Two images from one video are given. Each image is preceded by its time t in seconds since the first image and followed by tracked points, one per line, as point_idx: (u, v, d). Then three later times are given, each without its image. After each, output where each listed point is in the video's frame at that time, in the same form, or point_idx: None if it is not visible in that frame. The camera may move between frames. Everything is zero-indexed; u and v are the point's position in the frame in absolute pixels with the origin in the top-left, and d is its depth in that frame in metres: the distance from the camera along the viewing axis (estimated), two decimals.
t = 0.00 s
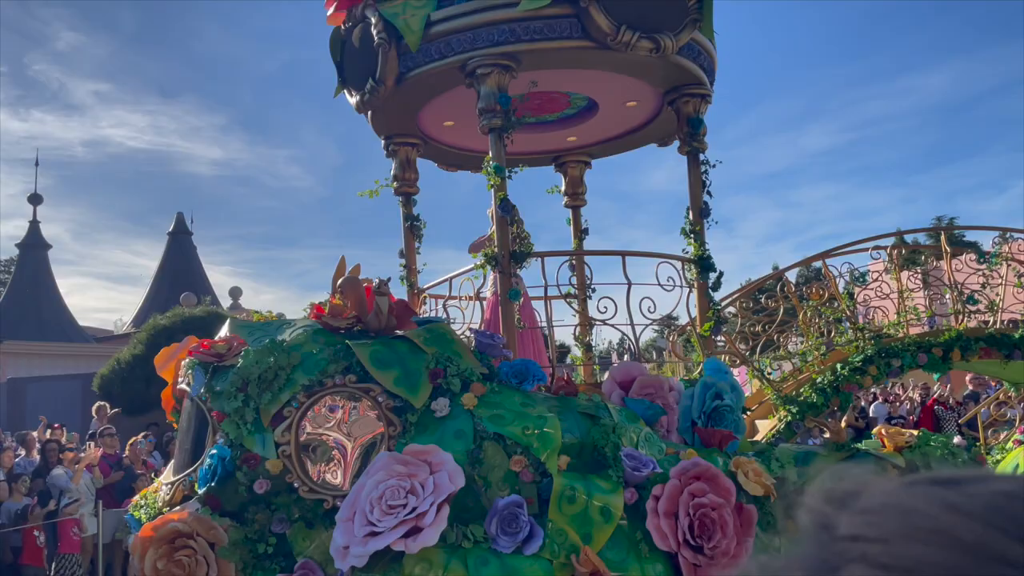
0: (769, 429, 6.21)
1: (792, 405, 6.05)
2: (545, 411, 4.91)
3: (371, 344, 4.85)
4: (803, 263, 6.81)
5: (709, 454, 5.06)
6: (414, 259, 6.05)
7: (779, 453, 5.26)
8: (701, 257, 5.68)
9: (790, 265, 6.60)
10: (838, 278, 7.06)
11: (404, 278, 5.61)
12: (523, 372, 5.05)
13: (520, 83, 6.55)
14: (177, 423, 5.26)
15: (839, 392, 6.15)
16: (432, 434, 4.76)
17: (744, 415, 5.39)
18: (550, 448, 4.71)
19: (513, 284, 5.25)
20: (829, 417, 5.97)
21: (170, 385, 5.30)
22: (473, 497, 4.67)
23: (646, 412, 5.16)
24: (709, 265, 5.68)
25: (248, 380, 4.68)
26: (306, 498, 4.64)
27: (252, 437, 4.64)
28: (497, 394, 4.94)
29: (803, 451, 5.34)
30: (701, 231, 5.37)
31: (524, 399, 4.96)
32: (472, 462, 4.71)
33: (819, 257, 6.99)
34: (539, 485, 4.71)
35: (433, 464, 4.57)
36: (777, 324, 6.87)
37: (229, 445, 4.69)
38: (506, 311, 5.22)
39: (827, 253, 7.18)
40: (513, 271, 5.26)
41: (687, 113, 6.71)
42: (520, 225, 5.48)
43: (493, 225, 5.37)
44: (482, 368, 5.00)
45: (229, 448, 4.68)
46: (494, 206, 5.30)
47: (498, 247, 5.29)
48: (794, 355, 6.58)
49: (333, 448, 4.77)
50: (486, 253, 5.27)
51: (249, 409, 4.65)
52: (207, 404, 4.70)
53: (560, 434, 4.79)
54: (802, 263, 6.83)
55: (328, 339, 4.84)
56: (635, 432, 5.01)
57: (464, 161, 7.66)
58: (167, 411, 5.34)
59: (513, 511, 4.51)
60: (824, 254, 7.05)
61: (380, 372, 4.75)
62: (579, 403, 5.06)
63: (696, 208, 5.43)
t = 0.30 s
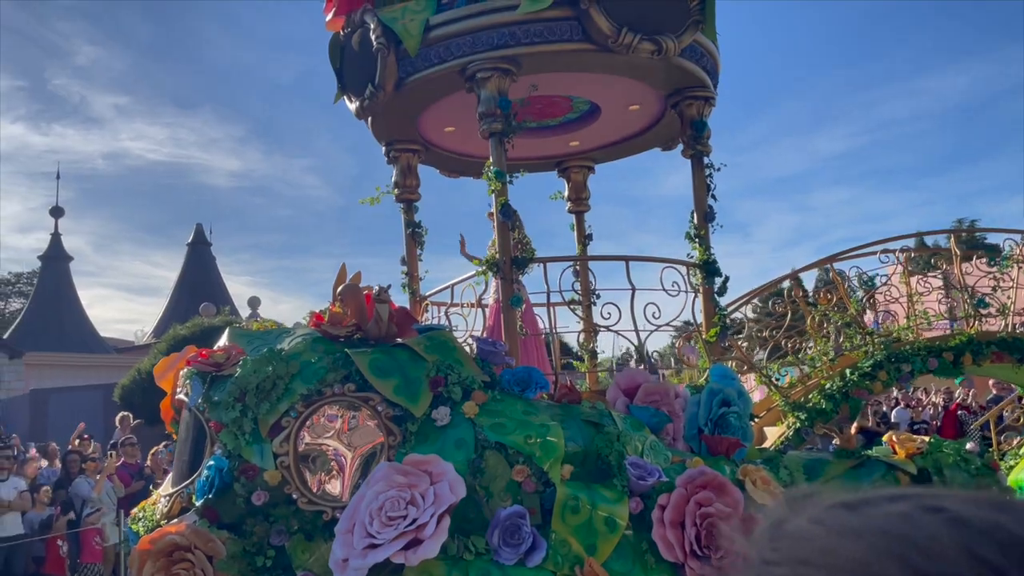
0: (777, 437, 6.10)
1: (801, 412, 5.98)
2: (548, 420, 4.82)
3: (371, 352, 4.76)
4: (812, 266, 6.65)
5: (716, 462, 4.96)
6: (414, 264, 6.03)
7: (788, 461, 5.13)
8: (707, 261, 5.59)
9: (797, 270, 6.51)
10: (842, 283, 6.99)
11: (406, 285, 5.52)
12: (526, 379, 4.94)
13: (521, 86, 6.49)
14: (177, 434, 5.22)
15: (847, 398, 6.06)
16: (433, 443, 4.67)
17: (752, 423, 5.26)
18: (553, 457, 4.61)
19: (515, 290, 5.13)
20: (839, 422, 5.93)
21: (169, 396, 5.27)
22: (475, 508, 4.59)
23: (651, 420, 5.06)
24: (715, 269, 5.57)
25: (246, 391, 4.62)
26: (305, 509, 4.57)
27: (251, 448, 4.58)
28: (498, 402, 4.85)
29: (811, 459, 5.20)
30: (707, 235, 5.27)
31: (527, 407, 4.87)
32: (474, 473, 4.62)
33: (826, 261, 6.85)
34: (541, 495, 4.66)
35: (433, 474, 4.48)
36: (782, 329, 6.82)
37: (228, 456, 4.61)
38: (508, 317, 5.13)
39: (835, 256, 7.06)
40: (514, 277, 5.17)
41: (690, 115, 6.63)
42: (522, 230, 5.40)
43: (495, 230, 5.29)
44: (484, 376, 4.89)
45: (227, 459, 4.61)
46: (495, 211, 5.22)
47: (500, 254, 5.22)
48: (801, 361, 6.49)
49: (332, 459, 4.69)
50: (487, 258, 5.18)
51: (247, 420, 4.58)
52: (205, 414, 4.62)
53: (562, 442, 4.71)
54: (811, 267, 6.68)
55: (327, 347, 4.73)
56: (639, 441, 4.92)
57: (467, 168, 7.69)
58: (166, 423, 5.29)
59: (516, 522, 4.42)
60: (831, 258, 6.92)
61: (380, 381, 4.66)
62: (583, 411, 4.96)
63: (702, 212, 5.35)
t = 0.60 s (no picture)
0: (909, 506, 4.59)
1: (943, 471, 4.35)
2: (567, 485, 3.26)
3: (307, 390, 3.28)
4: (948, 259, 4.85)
5: (818, 546, 3.43)
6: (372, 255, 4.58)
7: (923, 542, 3.64)
8: (800, 249, 3.97)
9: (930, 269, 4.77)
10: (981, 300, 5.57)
11: (357, 287, 4.32)
12: (533, 427, 3.43)
13: None
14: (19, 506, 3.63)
15: (1011, 451, 4.33)
16: (396, 522, 3.12)
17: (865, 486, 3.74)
18: (574, 543, 3.07)
19: (518, 295, 3.66)
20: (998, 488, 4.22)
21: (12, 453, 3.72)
22: None
23: (719, 486, 3.48)
24: (813, 262, 3.96)
25: (122, 446, 3.15)
26: None
27: (130, 531, 3.10)
28: (494, 460, 3.33)
29: (959, 540, 3.69)
30: (799, 211, 4.06)
31: (536, 467, 3.34)
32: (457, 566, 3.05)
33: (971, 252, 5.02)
34: None
35: (398, 566, 2.95)
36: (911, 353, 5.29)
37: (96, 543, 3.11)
38: (508, 332, 3.66)
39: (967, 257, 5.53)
40: (517, 275, 3.69)
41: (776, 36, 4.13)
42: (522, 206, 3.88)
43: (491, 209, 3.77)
44: (474, 423, 3.39)
45: (93, 547, 3.10)
46: (492, 180, 3.69)
47: (497, 242, 3.71)
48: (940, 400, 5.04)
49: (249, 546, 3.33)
50: (478, 249, 3.69)
51: (124, 489, 3.11)
52: (61, 481, 3.21)
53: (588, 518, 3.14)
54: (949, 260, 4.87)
55: (241, 381, 3.31)
56: (703, 515, 3.31)
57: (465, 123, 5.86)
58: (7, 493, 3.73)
59: None
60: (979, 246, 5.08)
61: (317, 432, 3.15)
62: (619, 473, 3.38)
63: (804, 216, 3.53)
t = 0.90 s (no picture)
0: (943, 523, 4.33)
1: (980, 485, 4.12)
2: (571, 501, 2.98)
3: (291, 398, 3.04)
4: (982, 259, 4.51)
5: (841, 565, 3.17)
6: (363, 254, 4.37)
7: (959, 562, 3.38)
8: (824, 245, 3.70)
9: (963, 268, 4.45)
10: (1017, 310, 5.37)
11: (349, 289, 4.22)
12: (536, 439, 3.17)
13: None
14: None
15: None
16: (386, 541, 2.85)
17: (895, 500, 3.48)
18: (581, 565, 2.77)
19: (519, 296, 3.43)
20: None
21: None
22: None
23: (737, 502, 3.22)
24: (838, 260, 3.69)
25: (90, 460, 2.91)
26: None
27: (98, 551, 2.86)
28: (493, 474, 3.07)
29: (999, 559, 3.40)
30: (823, 205, 3.79)
31: (538, 482, 3.07)
32: None
33: (1003, 248, 4.65)
34: None
35: None
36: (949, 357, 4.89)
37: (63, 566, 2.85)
38: (509, 337, 3.41)
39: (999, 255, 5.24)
40: (517, 274, 3.46)
41: (799, 16, 3.90)
42: (524, 200, 3.66)
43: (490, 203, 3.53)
44: (470, 435, 3.14)
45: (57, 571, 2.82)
46: (489, 172, 3.46)
47: (496, 239, 3.47)
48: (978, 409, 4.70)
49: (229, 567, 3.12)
50: (475, 247, 3.45)
51: (92, 507, 2.87)
52: (27, 499, 2.99)
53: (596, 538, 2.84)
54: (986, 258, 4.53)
55: (220, 390, 3.11)
56: (720, 533, 3.03)
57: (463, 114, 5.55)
58: None
59: None
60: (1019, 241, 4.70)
61: (301, 443, 2.92)
62: (628, 488, 3.12)
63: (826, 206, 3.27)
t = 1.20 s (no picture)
0: (947, 524, 4.26)
1: (984, 486, 4.02)
2: (566, 502, 2.92)
3: (280, 397, 2.99)
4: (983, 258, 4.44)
5: (843, 566, 3.11)
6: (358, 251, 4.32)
7: (964, 564, 3.32)
8: (825, 242, 3.64)
9: (965, 266, 4.38)
10: None
11: (345, 287, 4.17)
12: (531, 438, 3.11)
13: None
14: None
15: None
16: (377, 542, 2.79)
17: (898, 501, 3.43)
18: (576, 567, 2.71)
19: (514, 293, 3.37)
20: None
21: None
22: None
23: (736, 502, 3.16)
24: (840, 257, 3.62)
25: (76, 460, 2.86)
26: None
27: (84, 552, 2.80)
28: (487, 474, 3.01)
29: (1005, 560, 3.34)
30: (824, 200, 3.73)
31: (533, 482, 3.01)
32: None
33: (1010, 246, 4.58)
34: None
35: None
36: (949, 357, 4.84)
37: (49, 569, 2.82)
38: (504, 335, 3.35)
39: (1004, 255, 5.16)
40: (513, 271, 3.40)
41: (800, 9, 3.83)
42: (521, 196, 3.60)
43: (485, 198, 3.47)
44: (464, 434, 3.08)
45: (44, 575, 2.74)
46: (484, 167, 3.40)
47: (491, 236, 3.41)
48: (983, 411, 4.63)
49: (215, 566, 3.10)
50: (471, 243, 3.39)
51: (77, 508, 2.81)
52: (11, 499, 2.90)
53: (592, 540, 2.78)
54: (988, 257, 4.45)
55: (211, 389, 3.06)
56: (719, 535, 2.96)
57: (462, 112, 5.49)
58: None
59: None
60: None
61: (291, 443, 2.87)
62: (624, 488, 3.06)
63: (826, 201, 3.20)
